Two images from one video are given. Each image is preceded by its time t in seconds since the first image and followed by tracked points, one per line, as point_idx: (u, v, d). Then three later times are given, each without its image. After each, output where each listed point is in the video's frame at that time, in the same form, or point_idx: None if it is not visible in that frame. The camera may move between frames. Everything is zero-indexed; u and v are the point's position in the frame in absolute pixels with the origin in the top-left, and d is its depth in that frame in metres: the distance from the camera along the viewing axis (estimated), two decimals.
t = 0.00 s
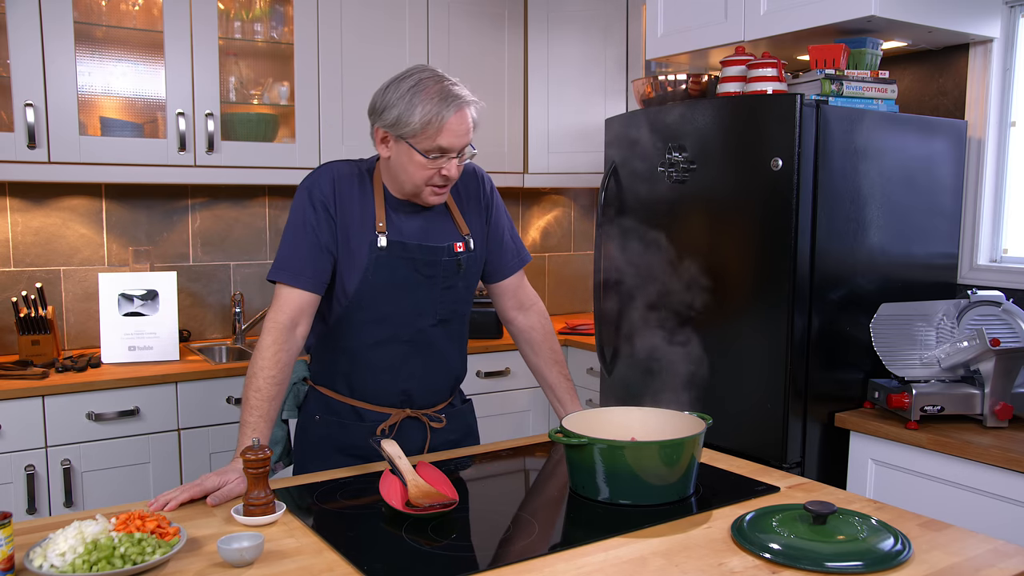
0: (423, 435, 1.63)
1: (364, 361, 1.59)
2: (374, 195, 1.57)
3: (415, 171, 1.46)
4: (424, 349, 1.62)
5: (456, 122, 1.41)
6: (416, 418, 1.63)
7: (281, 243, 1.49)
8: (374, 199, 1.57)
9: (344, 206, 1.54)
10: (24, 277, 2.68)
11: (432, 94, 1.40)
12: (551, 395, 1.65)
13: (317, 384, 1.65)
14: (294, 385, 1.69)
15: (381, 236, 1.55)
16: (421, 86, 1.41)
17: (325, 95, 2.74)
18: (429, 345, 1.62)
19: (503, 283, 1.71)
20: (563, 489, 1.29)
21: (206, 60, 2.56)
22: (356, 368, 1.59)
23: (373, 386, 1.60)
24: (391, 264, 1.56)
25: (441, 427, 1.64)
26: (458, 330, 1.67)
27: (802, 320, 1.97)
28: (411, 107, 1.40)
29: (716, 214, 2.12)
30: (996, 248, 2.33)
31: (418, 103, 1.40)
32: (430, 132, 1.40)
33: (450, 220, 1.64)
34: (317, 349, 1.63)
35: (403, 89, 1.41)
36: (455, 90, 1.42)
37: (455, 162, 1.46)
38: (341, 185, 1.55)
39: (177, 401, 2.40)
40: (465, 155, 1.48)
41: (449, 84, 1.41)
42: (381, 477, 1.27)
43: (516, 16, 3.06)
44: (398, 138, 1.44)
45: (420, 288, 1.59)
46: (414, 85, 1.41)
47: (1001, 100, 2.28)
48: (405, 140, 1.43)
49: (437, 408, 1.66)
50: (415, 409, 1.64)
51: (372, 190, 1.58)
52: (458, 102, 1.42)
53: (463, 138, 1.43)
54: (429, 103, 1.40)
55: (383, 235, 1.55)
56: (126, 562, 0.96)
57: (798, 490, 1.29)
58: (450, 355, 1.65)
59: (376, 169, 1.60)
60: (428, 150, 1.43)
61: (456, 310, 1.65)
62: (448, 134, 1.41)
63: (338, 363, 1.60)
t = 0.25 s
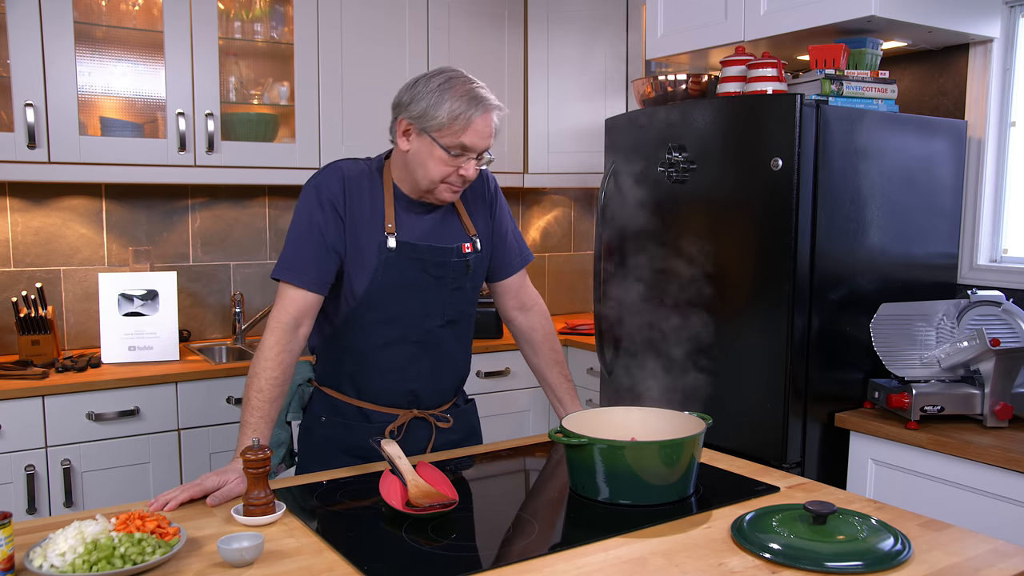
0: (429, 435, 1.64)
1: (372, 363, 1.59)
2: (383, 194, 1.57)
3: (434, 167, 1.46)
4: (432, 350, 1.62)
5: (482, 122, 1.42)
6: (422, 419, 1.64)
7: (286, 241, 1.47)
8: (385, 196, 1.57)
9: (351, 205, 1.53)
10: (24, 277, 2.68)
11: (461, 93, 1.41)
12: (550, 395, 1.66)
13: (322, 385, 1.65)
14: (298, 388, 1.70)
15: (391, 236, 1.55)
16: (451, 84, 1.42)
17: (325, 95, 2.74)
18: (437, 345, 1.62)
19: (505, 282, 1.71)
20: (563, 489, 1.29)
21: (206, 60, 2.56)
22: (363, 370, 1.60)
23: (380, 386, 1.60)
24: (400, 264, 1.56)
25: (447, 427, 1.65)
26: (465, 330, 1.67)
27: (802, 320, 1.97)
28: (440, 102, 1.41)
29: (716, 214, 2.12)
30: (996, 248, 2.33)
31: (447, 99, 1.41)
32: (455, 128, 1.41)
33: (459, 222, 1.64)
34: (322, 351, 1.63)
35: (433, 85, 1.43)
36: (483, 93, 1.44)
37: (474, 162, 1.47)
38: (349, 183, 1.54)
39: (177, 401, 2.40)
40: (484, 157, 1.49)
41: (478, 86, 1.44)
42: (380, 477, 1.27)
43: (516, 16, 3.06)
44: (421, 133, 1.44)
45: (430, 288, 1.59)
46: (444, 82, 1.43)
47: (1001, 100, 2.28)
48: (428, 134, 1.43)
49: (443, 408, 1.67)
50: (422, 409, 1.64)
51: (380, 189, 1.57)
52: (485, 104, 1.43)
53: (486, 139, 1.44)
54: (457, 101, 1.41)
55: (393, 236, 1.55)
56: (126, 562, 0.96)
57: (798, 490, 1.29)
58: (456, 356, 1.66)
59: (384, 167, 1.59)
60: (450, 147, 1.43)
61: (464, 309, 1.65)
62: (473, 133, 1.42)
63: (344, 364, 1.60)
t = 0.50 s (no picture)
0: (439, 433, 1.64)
1: (384, 362, 1.59)
2: (394, 193, 1.56)
3: (446, 164, 1.47)
4: (444, 349, 1.62)
5: (493, 117, 1.44)
6: (434, 418, 1.64)
7: (295, 242, 1.46)
8: (394, 194, 1.56)
9: (361, 205, 1.52)
10: (24, 277, 2.68)
11: (471, 89, 1.43)
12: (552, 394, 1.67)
13: (332, 386, 1.64)
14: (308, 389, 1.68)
15: (402, 236, 1.55)
16: (460, 80, 1.44)
17: (325, 95, 2.74)
18: (449, 344, 1.63)
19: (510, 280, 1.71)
20: (563, 489, 1.29)
21: (206, 60, 2.56)
22: (376, 369, 1.59)
23: (393, 386, 1.60)
24: (411, 263, 1.56)
25: (459, 426, 1.66)
26: (475, 329, 1.68)
27: (802, 320, 1.97)
28: (451, 98, 1.42)
29: (716, 214, 2.12)
30: (996, 248, 2.33)
31: (458, 96, 1.43)
32: (467, 124, 1.43)
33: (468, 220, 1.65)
34: (330, 351, 1.62)
35: (442, 82, 1.44)
36: (491, 88, 1.46)
37: (484, 157, 1.48)
38: (359, 182, 1.53)
39: (177, 401, 2.40)
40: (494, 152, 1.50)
41: (486, 81, 1.45)
42: (380, 477, 1.27)
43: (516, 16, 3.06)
44: (433, 130, 1.45)
45: (442, 287, 1.59)
46: (453, 79, 1.44)
47: (1001, 100, 2.28)
48: (440, 131, 1.44)
49: (453, 407, 1.67)
50: (434, 409, 1.64)
51: (391, 188, 1.57)
52: (494, 99, 1.45)
53: (497, 134, 1.46)
54: (468, 97, 1.43)
55: (404, 235, 1.55)
56: (126, 562, 0.96)
57: (798, 490, 1.29)
58: (466, 355, 1.66)
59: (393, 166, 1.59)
60: (462, 143, 1.45)
61: (474, 308, 1.66)
62: (485, 128, 1.44)
63: (355, 364, 1.59)
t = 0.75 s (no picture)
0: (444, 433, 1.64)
1: (390, 361, 1.59)
2: (399, 194, 1.56)
3: (453, 170, 1.47)
4: (450, 348, 1.63)
5: (501, 124, 1.44)
6: (441, 418, 1.64)
7: (298, 244, 1.46)
8: (399, 195, 1.56)
9: (366, 206, 1.52)
10: (24, 277, 2.68)
11: (479, 96, 1.43)
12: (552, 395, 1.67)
13: (337, 387, 1.64)
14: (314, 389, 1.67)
15: (407, 236, 1.55)
16: (469, 87, 1.43)
17: (325, 95, 2.74)
18: (455, 344, 1.63)
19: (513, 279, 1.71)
20: (563, 489, 1.29)
21: (206, 60, 2.56)
22: (383, 368, 1.59)
23: (399, 386, 1.61)
24: (417, 263, 1.56)
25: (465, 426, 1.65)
26: (481, 328, 1.68)
27: (803, 320, 1.97)
28: (460, 106, 1.42)
29: (716, 214, 2.12)
30: (996, 248, 2.33)
31: (466, 103, 1.42)
32: (476, 131, 1.43)
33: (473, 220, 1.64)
34: (335, 352, 1.62)
35: (451, 89, 1.43)
36: (499, 94, 1.45)
37: (491, 163, 1.49)
38: (364, 183, 1.53)
39: (177, 401, 2.40)
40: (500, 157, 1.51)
41: (494, 87, 1.45)
42: (380, 477, 1.27)
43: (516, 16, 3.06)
44: (441, 136, 1.45)
45: (448, 287, 1.59)
46: (462, 86, 1.44)
47: (1002, 100, 2.28)
48: (448, 137, 1.44)
49: (460, 407, 1.67)
50: (440, 408, 1.65)
51: (396, 189, 1.56)
52: (503, 105, 1.45)
53: (504, 140, 1.46)
54: (477, 104, 1.43)
55: (409, 235, 1.55)
56: (126, 562, 0.96)
57: (798, 490, 1.29)
58: (472, 355, 1.67)
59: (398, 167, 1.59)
60: (470, 150, 1.45)
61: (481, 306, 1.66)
62: (493, 135, 1.44)
63: (360, 364, 1.60)
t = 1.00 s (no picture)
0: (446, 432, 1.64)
1: (393, 361, 1.59)
2: (402, 194, 1.56)
3: (456, 171, 1.47)
4: (453, 348, 1.63)
5: (502, 124, 1.44)
6: (444, 418, 1.63)
7: (300, 245, 1.47)
8: (402, 195, 1.56)
9: (368, 207, 1.52)
10: (24, 277, 2.68)
11: (480, 95, 1.43)
12: (552, 395, 1.67)
13: (340, 387, 1.64)
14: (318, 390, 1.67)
15: (410, 236, 1.55)
16: (469, 87, 1.44)
17: (325, 95, 2.74)
18: (458, 343, 1.63)
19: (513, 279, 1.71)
20: (563, 489, 1.29)
21: (206, 60, 2.56)
22: (387, 369, 1.59)
23: (404, 386, 1.61)
24: (420, 263, 1.56)
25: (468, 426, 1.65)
26: (484, 327, 1.68)
27: (802, 320, 1.97)
28: (461, 106, 1.42)
29: (716, 214, 2.12)
30: (996, 248, 2.33)
31: (468, 103, 1.42)
32: (477, 131, 1.43)
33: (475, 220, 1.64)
34: (338, 352, 1.62)
35: (452, 89, 1.44)
36: (501, 94, 1.45)
37: (495, 164, 1.48)
38: (366, 184, 1.53)
39: (177, 401, 2.40)
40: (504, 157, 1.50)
41: (495, 87, 1.45)
42: (380, 477, 1.27)
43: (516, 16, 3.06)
44: (443, 137, 1.45)
45: (450, 287, 1.59)
46: (463, 86, 1.44)
47: (1002, 100, 2.28)
48: (450, 138, 1.44)
49: (464, 407, 1.67)
50: (444, 408, 1.65)
51: (399, 189, 1.57)
52: (504, 105, 1.45)
53: (507, 140, 1.46)
54: (478, 104, 1.43)
55: (412, 235, 1.55)
56: (126, 562, 0.95)
57: (798, 490, 1.29)
58: (475, 354, 1.67)
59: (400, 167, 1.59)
60: (472, 150, 1.45)
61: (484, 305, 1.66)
62: (495, 135, 1.44)
63: (363, 365, 1.60)
